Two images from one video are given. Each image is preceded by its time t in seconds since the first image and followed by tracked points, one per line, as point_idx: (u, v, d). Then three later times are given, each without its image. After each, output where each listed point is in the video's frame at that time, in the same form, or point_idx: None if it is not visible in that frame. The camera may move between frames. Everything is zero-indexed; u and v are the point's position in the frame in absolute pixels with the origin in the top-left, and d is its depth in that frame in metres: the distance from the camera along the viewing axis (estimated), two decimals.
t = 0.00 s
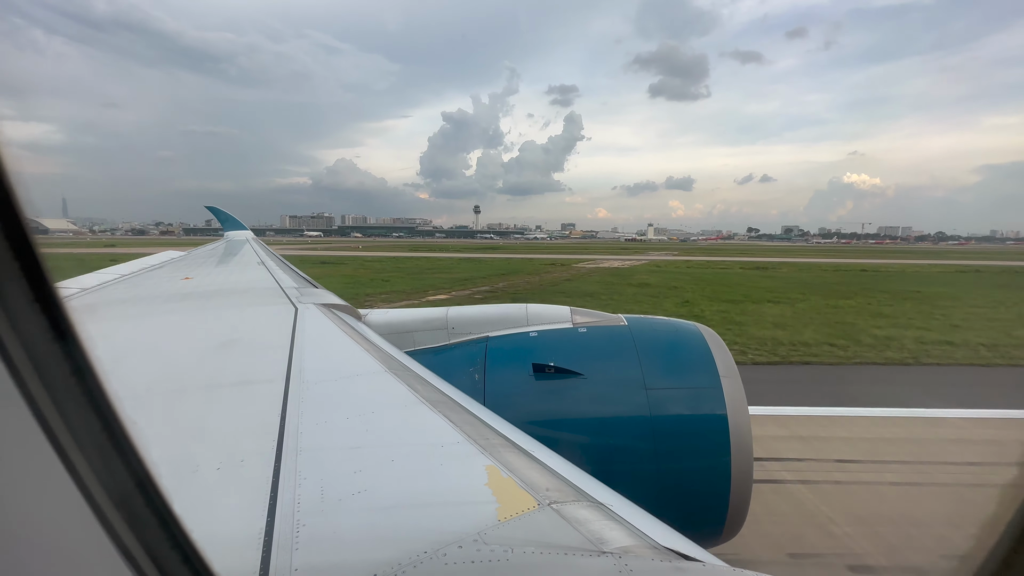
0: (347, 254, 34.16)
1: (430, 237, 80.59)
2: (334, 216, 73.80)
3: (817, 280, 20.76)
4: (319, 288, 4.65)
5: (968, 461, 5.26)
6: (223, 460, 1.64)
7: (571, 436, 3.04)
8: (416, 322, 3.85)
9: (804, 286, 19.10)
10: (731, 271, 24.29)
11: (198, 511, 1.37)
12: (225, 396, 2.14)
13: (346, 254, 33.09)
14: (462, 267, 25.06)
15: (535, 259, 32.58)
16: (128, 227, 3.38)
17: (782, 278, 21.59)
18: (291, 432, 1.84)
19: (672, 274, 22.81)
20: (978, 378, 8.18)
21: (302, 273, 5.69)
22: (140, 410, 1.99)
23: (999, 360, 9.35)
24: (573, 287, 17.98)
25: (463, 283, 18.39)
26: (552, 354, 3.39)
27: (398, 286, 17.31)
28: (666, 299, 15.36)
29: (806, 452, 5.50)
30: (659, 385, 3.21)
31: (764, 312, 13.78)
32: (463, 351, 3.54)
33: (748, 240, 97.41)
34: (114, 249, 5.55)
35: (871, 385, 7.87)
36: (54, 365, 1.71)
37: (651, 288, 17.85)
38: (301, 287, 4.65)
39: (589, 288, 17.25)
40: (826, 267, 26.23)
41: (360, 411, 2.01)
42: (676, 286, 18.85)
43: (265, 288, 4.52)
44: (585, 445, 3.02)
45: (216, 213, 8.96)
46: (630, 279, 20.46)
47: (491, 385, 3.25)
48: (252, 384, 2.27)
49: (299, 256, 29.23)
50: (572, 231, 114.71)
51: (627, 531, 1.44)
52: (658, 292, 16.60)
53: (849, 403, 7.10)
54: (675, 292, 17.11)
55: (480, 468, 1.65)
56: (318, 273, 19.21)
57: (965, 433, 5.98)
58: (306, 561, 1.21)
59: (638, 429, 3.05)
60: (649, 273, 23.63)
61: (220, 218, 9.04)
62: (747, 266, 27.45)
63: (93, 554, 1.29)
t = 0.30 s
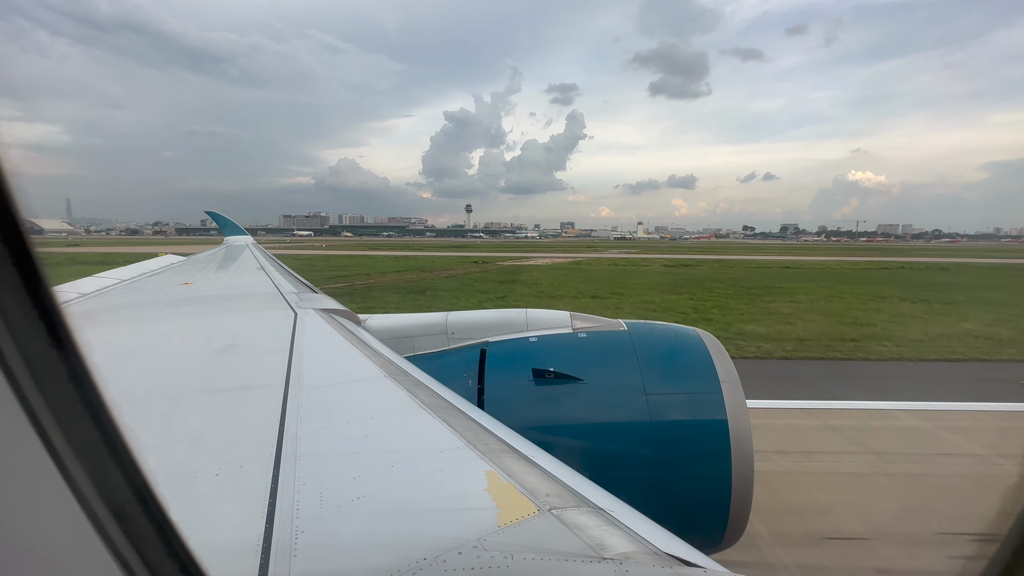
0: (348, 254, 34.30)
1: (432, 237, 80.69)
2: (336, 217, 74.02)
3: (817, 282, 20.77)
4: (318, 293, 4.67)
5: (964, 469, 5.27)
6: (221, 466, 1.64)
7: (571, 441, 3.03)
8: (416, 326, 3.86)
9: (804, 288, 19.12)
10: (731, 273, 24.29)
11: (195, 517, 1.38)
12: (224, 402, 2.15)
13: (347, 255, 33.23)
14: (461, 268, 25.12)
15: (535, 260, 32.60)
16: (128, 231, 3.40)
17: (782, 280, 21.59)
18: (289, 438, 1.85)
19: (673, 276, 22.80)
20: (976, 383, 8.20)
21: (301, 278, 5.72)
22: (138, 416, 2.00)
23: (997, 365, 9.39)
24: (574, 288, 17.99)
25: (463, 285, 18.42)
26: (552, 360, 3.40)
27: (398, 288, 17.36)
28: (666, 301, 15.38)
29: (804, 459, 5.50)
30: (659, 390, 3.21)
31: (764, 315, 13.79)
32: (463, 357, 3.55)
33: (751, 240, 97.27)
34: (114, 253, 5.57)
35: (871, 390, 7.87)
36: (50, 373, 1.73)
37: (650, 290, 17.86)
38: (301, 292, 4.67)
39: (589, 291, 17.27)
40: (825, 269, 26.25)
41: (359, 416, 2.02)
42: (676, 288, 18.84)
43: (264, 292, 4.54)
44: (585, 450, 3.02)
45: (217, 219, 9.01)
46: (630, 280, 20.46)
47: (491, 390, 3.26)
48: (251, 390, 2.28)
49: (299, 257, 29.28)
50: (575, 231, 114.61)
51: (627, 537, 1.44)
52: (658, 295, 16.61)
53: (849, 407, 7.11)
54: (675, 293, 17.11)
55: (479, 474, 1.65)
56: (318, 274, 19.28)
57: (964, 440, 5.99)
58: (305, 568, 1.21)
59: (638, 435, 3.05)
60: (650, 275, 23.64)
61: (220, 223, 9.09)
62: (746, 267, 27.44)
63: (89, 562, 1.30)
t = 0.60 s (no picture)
0: (348, 255, 34.34)
1: (435, 237, 80.78)
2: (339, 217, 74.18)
3: (817, 280, 20.74)
4: (317, 294, 4.68)
5: (965, 467, 5.26)
6: (221, 468, 1.65)
7: (571, 443, 3.03)
8: (415, 327, 3.87)
9: (804, 286, 19.06)
10: (732, 271, 24.27)
11: (194, 520, 1.38)
12: (222, 404, 2.16)
13: (347, 255, 33.27)
14: (460, 268, 25.11)
15: (535, 260, 32.59)
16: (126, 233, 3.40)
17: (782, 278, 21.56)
18: (288, 440, 1.85)
19: (673, 275, 22.79)
20: (976, 381, 8.19)
21: (299, 279, 5.74)
22: (136, 418, 2.01)
23: (996, 362, 9.37)
24: (574, 288, 17.98)
25: (464, 284, 18.44)
26: (551, 361, 3.41)
27: (398, 288, 17.39)
28: (666, 300, 15.36)
29: (805, 459, 5.48)
30: (658, 391, 3.21)
31: (764, 314, 13.77)
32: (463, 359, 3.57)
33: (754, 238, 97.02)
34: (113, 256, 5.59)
35: (871, 388, 7.86)
36: (49, 376, 1.73)
37: (650, 289, 17.83)
38: (299, 293, 4.68)
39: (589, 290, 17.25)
40: (825, 266, 26.22)
41: (359, 417, 2.02)
42: (676, 287, 18.80)
43: (263, 294, 4.55)
44: (585, 451, 3.02)
45: (216, 221, 9.04)
46: (630, 279, 20.44)
47: (491, 391, 3.26)
48: (250, 391, 2.29)
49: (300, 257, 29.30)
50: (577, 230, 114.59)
51: (627, 537, 1.44)
52: (658, 293, 16.60)
53: (849, 406, 7.09)
54: (676, 292, 17.08)
55: (479, 475, 1.65)
56: (317, 275, 19.29)
57: (965, 438, 5.98)
58: (305, 569, 1.22)
59: (637, 435, 3.05)
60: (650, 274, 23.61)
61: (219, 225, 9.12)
62: (746, 265, 27.39)
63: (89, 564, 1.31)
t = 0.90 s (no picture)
0: (348, 253, 34.42)
1: (437, 237, 80.87)
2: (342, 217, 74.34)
3: (817, 277, 20.69)
4: (316, 290, 4.70)
5: (967, 463, 5.24)
6: (221, 464, 1.66)
7: (570, 438, 3.03)
8: (414, 324, 3.90)
9: (805, 283, 19.03)
10: (732, 268, 24.24)
11: (196, 516, 1.39)
12: (222, 400, 2.17)
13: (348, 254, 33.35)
14: (461, 267, 25.14)
15: (535, 258, 32.62)
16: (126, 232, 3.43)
17: (782, 275, 21.52)
18: (289, 436, 1.86)
19: (673, 272, 22.77)
20: (976, 376, 8.17)
21: (298, 276, 5.76)
22: (137, 416, 2.02)
23: (998, 358, 9.33)
24: (574, 285, 17.99)
25: (464, 283, 18.48)
26: (550, 356, 3.40)
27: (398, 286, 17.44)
28: (666, 298, 15.34)
29: (807, 456, 5.46)
30: (657, 386, 3.20)
31: (763, 310, 13.75)
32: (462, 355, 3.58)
33: (757, 236, 96.74)
34: (112, 254, 5.62)
35: (872, 384, 7.84)
36: (51, 372, 1.72)
37: (650, 287, 17.81)
38: (299, 290, 4.70)
39: (589, 288, 17.25)
40: (827, 263, 26.11)
41: (358, 414, 2.03)
42: (676, 284, 18.78)
43: (263, 291, 4.57)
44: (584, 447, 3.02)
45: (216, 220, 9.08)
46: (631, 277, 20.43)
47: (490, 387, 3.26)
48: (250, 388, 2.30)
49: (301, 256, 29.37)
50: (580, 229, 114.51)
51: (626, 532, 1.44)
52: (658, 291, 16.58)
53: (850, 401, 7.07)
54: (676, 290, 17.06)
55: (478, 470, 1.65)
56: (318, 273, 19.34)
57: (966, 434, 5.95)
58: (305, 565, 1.22)
59: (637, 431, 3.04)
60: (650, 271, 23.60)
61: (219, 224, 9.16)
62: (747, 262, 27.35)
63: (91, 560, 1.31)
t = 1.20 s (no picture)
0: (348, 253, 34.48)
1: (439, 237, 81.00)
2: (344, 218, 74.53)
3: (816, 276, 20.69)
4: (315, 288, 4.71)
5: (967, 458, 5.23)
6: (221, 461, 1.67)
7: (569, 435, 3.03)
8: (413, 321, 3.93)
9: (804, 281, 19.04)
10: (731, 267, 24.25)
11: (196, 513, 1.40)
12: (222, 397, 2.17)
13: (347, 253, 33.41)
14: (460, 266, 25.19)
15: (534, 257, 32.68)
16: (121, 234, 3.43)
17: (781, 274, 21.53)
18: (289, 433, 1.86)
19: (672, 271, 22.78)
20: (975, 373, 8.17)
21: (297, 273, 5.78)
22: (137, 412, 2.03)
23: (995, 355, 9.34)
24: (573, 284, 18.02)
25: (463, 282, 18.54)
26: (550, 353, 3.40)
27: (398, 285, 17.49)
28: (665, 296, 15.36)
29: (807, 452, 5.45)
30: (656, 383, 3.19)
31: (761, 309, 13.77)
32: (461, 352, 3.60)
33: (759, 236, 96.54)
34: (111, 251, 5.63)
35: (871, 381, 7.84)
36: (51, 369, 1.65)
37: (649, 286, 17.81)
38: (297, 287, 4.71)
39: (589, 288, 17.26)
40: (827, 262, 26.09)
41: (358, 411, 2.03)
42: (676, 283, 18.79)
43: (261, 288, 4.58)
44: (583, 443, 3.01)
45: (215, 218, 9.12)
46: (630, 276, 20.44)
47: (489, 384, 3.25)
48: (250, 385, 2.31)
49: (300, 254, 29.42)
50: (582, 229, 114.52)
51: (625, 528, 1.44)
52: (657, 290, 16.60)
53: (849, 398, 7.06)
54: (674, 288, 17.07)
55: (478, 467, 1.65)
56: (318, 272, 19.41)
57: (967, 430, 5.94)
58: (306, 562, 1.23)
59: (635, 427, 3.04)
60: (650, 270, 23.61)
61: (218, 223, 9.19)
62: (745, 262, 27.38)
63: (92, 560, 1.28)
